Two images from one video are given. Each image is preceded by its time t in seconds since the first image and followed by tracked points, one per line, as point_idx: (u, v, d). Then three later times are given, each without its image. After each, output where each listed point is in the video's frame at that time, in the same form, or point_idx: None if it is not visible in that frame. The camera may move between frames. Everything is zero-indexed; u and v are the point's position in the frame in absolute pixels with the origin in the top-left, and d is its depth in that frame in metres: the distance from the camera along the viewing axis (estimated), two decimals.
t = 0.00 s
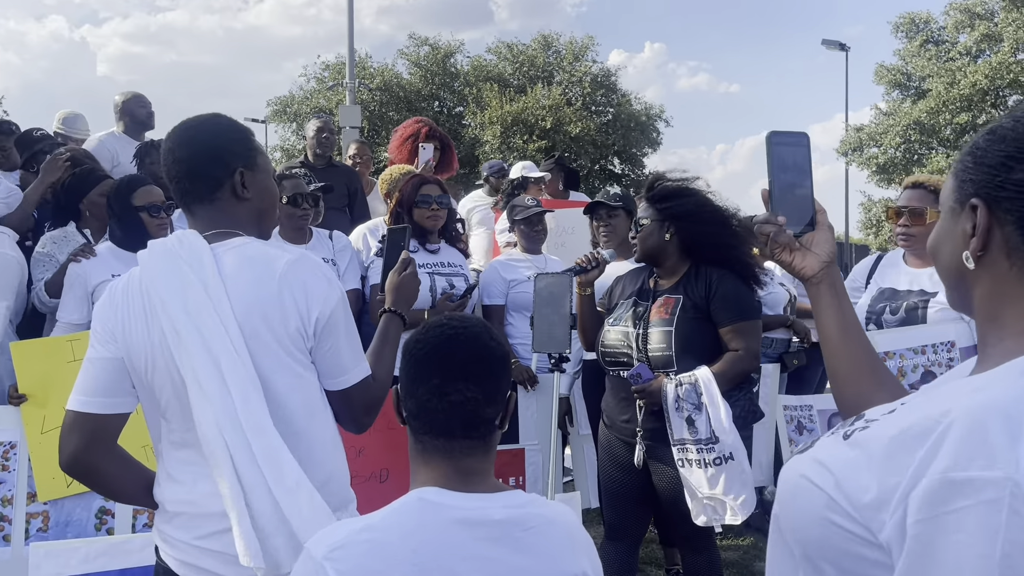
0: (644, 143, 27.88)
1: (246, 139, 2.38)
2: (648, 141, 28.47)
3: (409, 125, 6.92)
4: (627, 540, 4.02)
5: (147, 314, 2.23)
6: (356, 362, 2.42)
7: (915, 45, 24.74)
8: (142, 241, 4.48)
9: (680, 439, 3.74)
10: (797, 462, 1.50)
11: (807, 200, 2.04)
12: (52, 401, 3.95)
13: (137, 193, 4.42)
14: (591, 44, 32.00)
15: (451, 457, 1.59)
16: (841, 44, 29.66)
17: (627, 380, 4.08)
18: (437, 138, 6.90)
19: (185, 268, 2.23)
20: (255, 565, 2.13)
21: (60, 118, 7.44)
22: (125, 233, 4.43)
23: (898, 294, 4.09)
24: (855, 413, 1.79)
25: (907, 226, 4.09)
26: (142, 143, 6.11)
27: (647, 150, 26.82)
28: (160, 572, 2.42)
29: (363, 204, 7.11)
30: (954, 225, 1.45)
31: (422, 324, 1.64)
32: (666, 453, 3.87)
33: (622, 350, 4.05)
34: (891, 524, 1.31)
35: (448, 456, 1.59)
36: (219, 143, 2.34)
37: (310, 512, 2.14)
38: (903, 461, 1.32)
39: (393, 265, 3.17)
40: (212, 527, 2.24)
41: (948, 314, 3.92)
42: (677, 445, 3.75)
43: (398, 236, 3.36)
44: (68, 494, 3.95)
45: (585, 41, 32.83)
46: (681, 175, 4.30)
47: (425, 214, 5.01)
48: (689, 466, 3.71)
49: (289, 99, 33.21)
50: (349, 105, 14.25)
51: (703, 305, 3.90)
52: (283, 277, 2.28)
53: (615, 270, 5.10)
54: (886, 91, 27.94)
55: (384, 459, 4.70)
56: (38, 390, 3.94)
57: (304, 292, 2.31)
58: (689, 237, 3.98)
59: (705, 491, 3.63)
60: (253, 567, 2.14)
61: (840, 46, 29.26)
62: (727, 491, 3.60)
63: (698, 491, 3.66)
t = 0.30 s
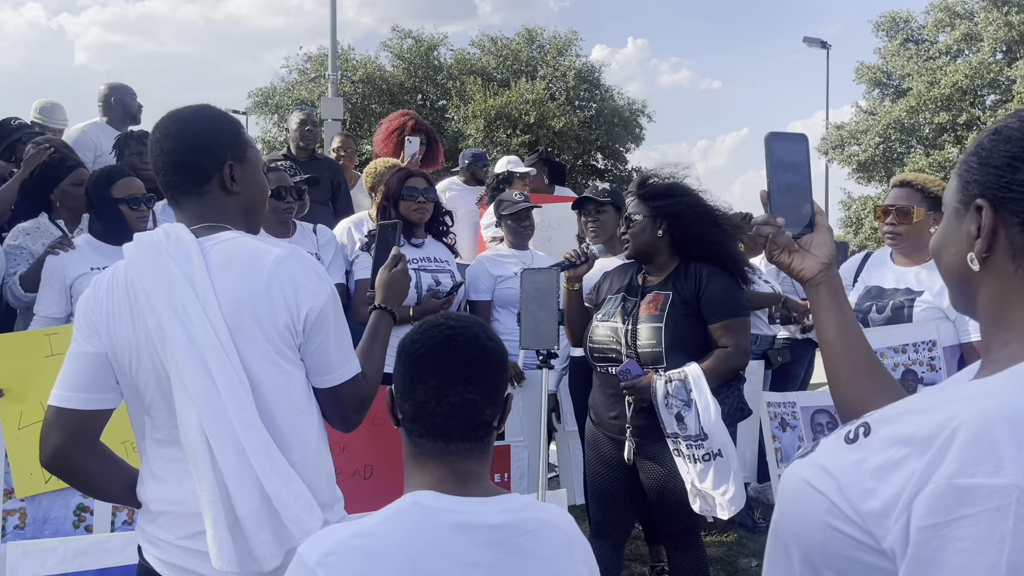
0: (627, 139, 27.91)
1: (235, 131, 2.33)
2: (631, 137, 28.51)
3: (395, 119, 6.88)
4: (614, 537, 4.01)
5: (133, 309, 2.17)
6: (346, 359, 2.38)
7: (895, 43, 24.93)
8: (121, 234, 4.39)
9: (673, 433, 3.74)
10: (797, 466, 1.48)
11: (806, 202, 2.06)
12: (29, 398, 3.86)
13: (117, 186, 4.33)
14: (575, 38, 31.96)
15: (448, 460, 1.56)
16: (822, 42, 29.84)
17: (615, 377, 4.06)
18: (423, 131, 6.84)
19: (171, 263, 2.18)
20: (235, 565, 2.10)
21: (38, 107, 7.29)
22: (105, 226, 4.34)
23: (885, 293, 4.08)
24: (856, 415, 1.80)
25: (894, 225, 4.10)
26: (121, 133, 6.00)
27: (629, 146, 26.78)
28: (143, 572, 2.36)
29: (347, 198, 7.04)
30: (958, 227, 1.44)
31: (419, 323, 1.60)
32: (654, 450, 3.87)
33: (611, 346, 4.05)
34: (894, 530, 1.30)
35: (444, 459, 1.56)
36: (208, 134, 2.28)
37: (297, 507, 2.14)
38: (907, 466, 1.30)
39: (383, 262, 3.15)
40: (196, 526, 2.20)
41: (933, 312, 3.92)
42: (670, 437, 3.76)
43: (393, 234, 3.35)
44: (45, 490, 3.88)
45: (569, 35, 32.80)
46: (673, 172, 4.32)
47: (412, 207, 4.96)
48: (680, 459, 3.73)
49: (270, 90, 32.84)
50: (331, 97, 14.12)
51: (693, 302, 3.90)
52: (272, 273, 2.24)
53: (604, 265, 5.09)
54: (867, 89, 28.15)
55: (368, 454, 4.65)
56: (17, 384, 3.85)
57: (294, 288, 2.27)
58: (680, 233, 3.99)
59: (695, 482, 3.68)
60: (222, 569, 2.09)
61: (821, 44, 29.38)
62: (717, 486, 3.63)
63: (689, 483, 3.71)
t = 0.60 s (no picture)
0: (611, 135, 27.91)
1: (227, 122, 2.29)
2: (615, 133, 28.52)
3: (381, 112, 6.82)
4: (604, 533, 4.00)
5: (124, 303, 2.13)
6: (340, 354, 2.34)
7: (877, 42, 25.10)
8: (103, 227, 4.31)
9: (663, 429, 3.74)
10: (805, 463, 1.49)
11: (807, 196, 2.05)
12: (12, 390, 3.79)
13: (100, 177, 4.25)
14: (559, 34, 31.91)
15: (448, 456, 1.53)
16: (803, 40, 30.05)
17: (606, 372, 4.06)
18: (410, 125, 6.79)
19: (163, 255, 2.14)
20: (237, 562, 2.04)
21: (17, 97, 7.16)
22: (88, 218, 4.25)
23: (874, 290, 4.10)
24: (856, 412, 1.80)
25: (882, 222, 4.08)
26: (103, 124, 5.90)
27: (613, 142, 26.76)
28: (132, 569, 2.32)
29: (332, 191, 6.98)
30: (967, 223, 1.43)
31: (420, 317, 1.57)
32: (645, 446, 3.86)
33: (602, 341, 4.04)
34: (905, 528, 1.30)
35: (446, 456, 1.53)
36: (200, 125, 2.24)
37: (290, 506, 2.10)
38: (917, 463, 1.30)
39: (375, 256, 3.12)
40: (187, 523, 2.15)
41: (921, 309, 3.93)
42: (661, 434, 3.76)
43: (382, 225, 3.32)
44: (27, 486, 3.77)
45: (554, 30, 32.72)
46: (667, 167, 4.32)
47: (400, 200, 4.92)
48: (671, 455, 3.73)
49: (252, 82, 32.50)
50: (314, 90, 14.01)
51: (684, 298, 3.90)
52: (266, 266, 2.20)
53: (593, 260, 5.07)
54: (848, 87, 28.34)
55: (354, 448, 4.61)
56: None
57: (288, 282, 2.23)
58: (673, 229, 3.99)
59: (685, 477, 3.69)
60: (234, 561, 2.03)
61: (803, 42, 29.50)
62: (708, 481, 3.66)
63: (681, 479, 3.72)
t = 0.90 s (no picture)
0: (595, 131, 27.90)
1: (222, 115, 2.25)
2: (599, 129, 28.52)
3: (370, 106, 6.78)
4: (595, 529, 4.01)
5: (117, 297, 2.10)
6: (334, 351, 2.31)
7: (859, 40, 25.25)
8: (90, 220, 4.23)
9: (654, 425, 3.74)
10: (811, 460, 1.49)
11: (807, 195, 2.06)
12: None
13: (86, 170, 4.19)
14: (543, 29, 31.83)
15: (453, 455, 1.52)
16: (787, 38, 30.18)
17: (597, 368, 4.05)
18: (398, 119, 6.76)
19: (157, 250, 2.10)
20: (225, 562, 2.01)
21: None
22: (74, 211, 4.19)
23: (864, 287, 4.13)
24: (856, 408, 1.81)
25: (873, 219, 4.09)
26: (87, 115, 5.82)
27: (597, 137, 26.72)
28: (123, 567, 2.29)
29: (318, 185, 6.93)
30: (976, 221, 1.47)
31: (425, 315, 1.55)
32: (636, 442, 3.87)
33: (594, 337, 4.04)
34: (914, 527, 1.31)
35: (450, 455, 1.52)
36: (194, 118, 2.20)
37: (280, 507, 2.07)
38: (929, 463, 1.31)
39: (369, 252, 3.10)
40: (180, 521, 2.12)
41: (911, 306, 3.95)
42: (651, 431, 3.75)
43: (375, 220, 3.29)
44: (11, 483, 3.70)
45: (538, 26, 32.63)
46: (662, 165, 4.33)
47: (390, 195, 4.89)
48: (661, 451, 3.73)
49: (234, 74, 32.19)
50: (298, 84, 13.89)
51: (676, 295, 3.90)
52: (261, 262, 2.17)
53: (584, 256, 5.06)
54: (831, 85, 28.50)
55: (343, 446, 4.54)
56: None
57: (283, 278, 2.20)
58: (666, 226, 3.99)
59: (675, 474, 3.69)
60: (223, 561, 2.00)
61: (786, 39, 29.57)
62: (699, 478, 3.66)
63: (670, 475, 3.72)
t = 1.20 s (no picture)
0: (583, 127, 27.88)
1: (216, 108, 2.22)
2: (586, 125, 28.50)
3: (359, 101, 6.74)
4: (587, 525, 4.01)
5: (111, 292, 2.07)
6: (329, 347, 2.29)
7: (845, 37, 25.36)
8: (77, 213, 4.19)
9: (647, 421, 3.75)
10: (816, 458, 1.49)
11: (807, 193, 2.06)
12: None
13: (74, 164, 4.13)
14: (530, 24, 31.76)
15: (457, 453, 1.51)
16: (774, 35, 30.27)
17: (590, 365, 4.05)
18: (388, 114, 6.72)
19: (151, 245, 2.08)
20: (241, 551, 1.97)
21: None
22: (61, 206, 4.15)
23: (855, 284, 4.15)
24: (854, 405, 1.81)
25: (864, 217, 4.11)
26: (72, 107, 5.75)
27: (584, 134, 26.73)
28: (116, 565, 2.26)
29: (307, 180, 6.88)
30: (980, 219, 1.48)
31: (429, 312, 1.54)
32: (628, 438, 3.86)
33: (586, 334, 4.03)
34: (920, 525, 1.31)
35: (454, 453, 1.51)
36: (189, 111, 2.18)
37: (287, 496, 2.06)
38: (935, 461, 1.32)
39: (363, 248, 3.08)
40: (176, 517, 2.09)
41: (902, 303, 3.97)
42: (644, 426, 3.76)
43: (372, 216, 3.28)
44: None
45: (526, 22, 32.55)
46: (654, 161, 4.34)
47: (383, 190, 4.86)
48: (655, 446, 3.73)
49: (220, 68, 31.95)
50: (285, 77, 13.79)
51: (668, 292, 3.90)
52: (257, 256, 2.15)
53: (576, 252, 5.06)
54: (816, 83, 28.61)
55: (334, 442, 4.51)
56: None
57: (278, 272, 2.17)
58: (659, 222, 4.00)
59: (667, 469, 3.69)
60: (238, 549, 1.97)
61: (771, 37, 29.65)
62: (690, 473, 3.65)
63: (662, 469, 3.71)
